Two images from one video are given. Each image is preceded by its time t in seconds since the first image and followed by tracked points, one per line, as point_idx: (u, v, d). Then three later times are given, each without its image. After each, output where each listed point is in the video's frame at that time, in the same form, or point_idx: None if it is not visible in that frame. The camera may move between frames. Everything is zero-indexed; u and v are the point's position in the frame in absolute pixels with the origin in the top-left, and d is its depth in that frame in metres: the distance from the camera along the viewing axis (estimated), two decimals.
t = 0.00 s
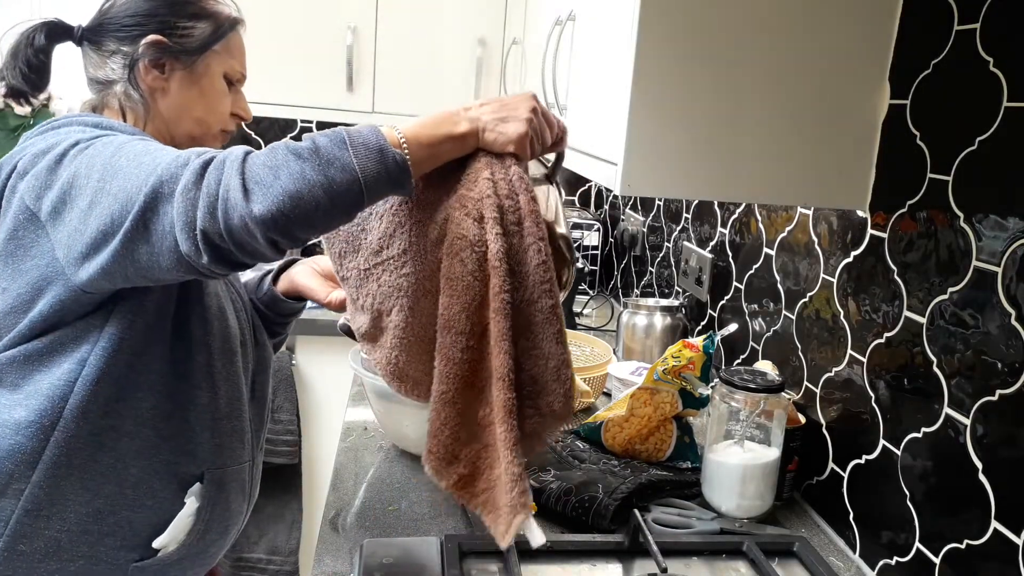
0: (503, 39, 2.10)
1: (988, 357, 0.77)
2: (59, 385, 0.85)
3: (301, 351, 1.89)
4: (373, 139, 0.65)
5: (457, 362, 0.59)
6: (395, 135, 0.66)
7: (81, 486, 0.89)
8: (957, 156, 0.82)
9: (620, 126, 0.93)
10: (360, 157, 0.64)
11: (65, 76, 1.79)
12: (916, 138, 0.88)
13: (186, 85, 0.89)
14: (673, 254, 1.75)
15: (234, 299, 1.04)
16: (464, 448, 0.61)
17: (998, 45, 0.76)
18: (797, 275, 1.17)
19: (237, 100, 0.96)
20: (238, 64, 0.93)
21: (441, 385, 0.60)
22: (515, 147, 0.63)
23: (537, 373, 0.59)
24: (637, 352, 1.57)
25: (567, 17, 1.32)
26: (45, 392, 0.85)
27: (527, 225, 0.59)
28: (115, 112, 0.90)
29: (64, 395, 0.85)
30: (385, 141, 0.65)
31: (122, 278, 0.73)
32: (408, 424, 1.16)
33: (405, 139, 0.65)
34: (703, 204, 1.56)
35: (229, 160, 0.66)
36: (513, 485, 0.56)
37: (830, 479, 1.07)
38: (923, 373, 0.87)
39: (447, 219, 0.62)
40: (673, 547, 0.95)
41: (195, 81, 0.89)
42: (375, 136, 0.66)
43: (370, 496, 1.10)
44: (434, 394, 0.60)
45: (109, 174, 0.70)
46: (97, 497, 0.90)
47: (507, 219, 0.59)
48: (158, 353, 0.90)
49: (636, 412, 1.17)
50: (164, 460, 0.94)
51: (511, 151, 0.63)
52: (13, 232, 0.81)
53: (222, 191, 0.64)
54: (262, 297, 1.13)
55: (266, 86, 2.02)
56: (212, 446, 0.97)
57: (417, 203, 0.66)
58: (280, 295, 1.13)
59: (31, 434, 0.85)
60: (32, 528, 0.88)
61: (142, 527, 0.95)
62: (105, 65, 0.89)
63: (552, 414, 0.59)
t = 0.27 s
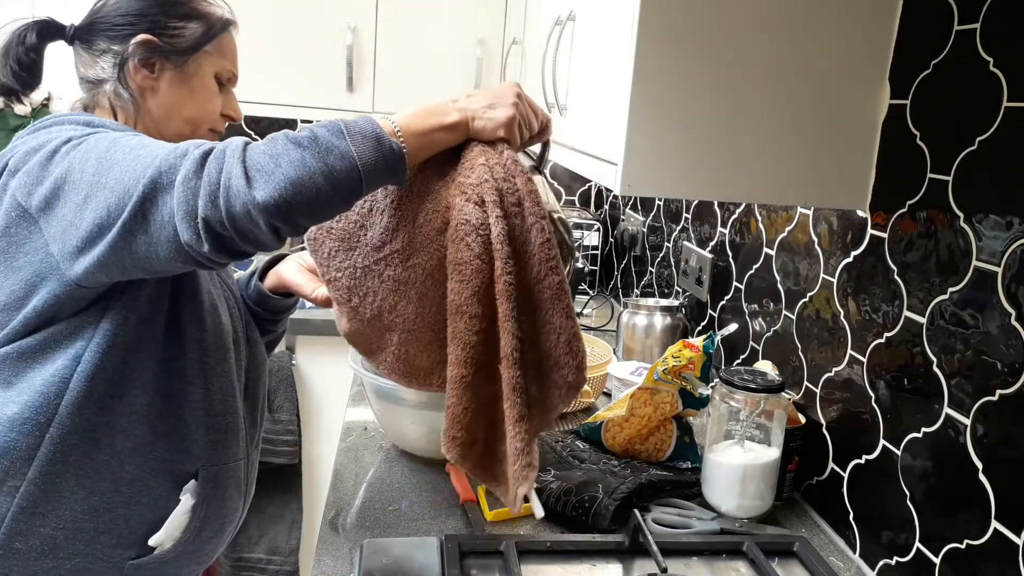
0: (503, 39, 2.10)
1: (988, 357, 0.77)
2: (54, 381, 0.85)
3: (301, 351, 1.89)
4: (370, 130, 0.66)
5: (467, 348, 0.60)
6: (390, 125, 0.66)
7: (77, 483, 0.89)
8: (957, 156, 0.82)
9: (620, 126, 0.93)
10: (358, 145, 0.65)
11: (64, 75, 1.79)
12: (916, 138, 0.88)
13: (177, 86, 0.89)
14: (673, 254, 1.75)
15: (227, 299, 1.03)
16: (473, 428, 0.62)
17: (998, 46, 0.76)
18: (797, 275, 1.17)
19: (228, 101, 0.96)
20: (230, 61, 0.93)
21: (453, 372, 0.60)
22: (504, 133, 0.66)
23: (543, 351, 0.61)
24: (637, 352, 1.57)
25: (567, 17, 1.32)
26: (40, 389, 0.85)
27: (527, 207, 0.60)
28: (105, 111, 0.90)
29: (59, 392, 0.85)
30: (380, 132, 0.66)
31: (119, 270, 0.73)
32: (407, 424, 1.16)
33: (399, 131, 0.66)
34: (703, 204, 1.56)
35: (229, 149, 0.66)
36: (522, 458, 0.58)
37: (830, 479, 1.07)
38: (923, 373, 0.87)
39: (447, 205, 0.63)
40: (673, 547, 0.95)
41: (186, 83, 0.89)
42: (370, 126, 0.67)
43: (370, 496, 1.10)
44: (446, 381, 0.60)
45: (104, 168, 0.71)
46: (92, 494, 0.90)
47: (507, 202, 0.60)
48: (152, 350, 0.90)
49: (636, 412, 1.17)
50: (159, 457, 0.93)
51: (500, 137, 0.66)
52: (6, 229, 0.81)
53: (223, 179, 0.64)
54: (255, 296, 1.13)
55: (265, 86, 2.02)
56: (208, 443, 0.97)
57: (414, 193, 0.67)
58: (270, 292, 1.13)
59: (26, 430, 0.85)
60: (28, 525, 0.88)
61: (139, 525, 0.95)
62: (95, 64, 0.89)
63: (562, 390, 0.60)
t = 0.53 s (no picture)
0: (503, 39, 2.10)
1: (988, 357, 0.77)
2: (48, 379, 0.85)
3: (301, 351, 1.89)
4: (364, 128, 0.66)
5: (462, 345, 0.60)
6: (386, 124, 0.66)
7: (73, 481, 0.89)
8: (957, 156, 0.82)
9: (620, 126, 0.93)
10: (352, 144, 0.65)
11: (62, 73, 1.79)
12: (916, 138, 0.88)
13: (168, 85, 0.89)
14: (673, 254, 1.75)
15: (222, 299, 1.03)
16: (468, 423, 0.63)
17: (998, 46, 0.76)
18: (797, 275, 1.17)
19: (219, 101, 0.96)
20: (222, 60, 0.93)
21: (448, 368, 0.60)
22: (498, 129, 0.66)
23: (536, 346, 0.61)
24: (637, 352, 1.57)
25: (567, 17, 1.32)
26: (34, 387, 0.85)
27: (522, 205, 0.60)
28: (97, 111, 0.90)
29: (54, 390, 0.85)
30: (375, 130, 0.66)
31: (113, 269, 0.73)
32: (407, 424, 1.16)
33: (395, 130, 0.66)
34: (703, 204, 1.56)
35: (223, 148, 0.67)
36: (508, 449, 0.59)
37: (830, 479, 1.07)
38: (923, 373, 0.87)
39: (442, 202, 0.63)
40: (673, 546, 0.95)
41: (177, 82, 0.89)
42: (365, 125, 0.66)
43: (370, 496, 1.10)
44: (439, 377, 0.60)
45: (97, 168, 0.70)
46: (88, 492, 0.90)
47: (503, 199, 0.60)
48: (147, 348, 0.90)
49: (636, 412, 1.17)
50: (154, 455, 0.93)
51: (493, 134, 0.66)
52: None
53: (218, 178, 0.65)
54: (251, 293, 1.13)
55: (264, 86, 2.02)
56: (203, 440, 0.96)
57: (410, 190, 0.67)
58: (265, 288, 1.13)
59: (22, 428, 0.85)
60: (24, 523, 0.88)
61: (136, 523, 0.95)
62: (86, 63, 0.89)
63: (553, 383, 0.61)
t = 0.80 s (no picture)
0: (503, 39, 2.10)
1: (988, 357, 0.77)
2: (42, 378, 0.85)
3: (301, 351, 1.89)
4: (357, 129, 0.66)
5: (464, 345, 0.60)
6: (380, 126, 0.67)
7: (69, 481, 0.89)
8: (957, 156, 0.82)
9: (620, 126, 0.93)
10: (347, 144, 0.65)
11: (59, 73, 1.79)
12: (916, 138, 0.88)
13: (165, 85, 0.89)
14: (672, 254, 1.75)
15: (218, 300, 1.03)
16: (479, 424, 0.63)
17: (998, 46, 0.76)
18: (797, 275, 1.17)
19: (215, 101, 0.96)
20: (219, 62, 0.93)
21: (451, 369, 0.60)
22: (494, 124, 0.67)
23: (542, 342, 0.61)
24: (637, 352, 1.57)
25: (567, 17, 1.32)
26: (28, 386, 0.85)
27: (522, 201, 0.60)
28: (92, 110, 0.90)
29: (48, 389, 0.85)
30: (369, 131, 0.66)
31: (108, 268, 0.73)
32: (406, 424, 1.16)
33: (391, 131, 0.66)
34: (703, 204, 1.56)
35: (218, 149, 0.67)
36: (527, 447, 0.60)
37: (830, 479, 1.07)
38: (923, 373, 0.87)
39: (442, 203, 0.64)
40: (673, 546, 0.95)
41: (174, 82, 0.89)
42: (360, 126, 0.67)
43: (370, 496, 1.10)
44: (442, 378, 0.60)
45: (92, 168, 0.70)
46: (83, 491, 0.90)
47: (502, 197, 0.60)
48: (143, 348, 0.90)
49: (636, 412, 1.17)
50: (149, 454, 0.93)
51: (488, 128, 0.66)
52: None
53: (213, 179, 0.65)
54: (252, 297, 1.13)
55: (264, 85, 2.02)
56: (199, 440, 0.96)
57: (408, 190, 0.67)
58: (263, 291, 1.13)
59: (16, 428, 0.85)
60: (19, 522, 0.88)
61: (133, 522, 0.95)
62: (82, 63, 0.89)
63: (563, 378, 0.61)
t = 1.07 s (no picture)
0: (503, 39, 2.10)
1: (988, 357, 0.77)
2: (37, 379, 0.85)
3: (301, 352, 1.90)
4: (351, 129, 0.67)
5: (463, 340, 0.60)
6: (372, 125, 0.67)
7: (65, 481, 0.89)
8: (957, 156, 0.82)
9: (620, 126, 0.93)
10: (341, 146, 0.65)
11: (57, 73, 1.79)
12: (916, 138, 0.88)
13: (158, 84, 0.89)
14: (672, 254, 1.75)
15: (212, 296, 1.02)
16: (480, 419, 0.63)
17: (998, 46, 0.76)
18: (797, 275, 1.17)
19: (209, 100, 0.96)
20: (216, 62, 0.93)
21: (453, 366, 0.60)
22: (486, 116, 0.67)
23: (541, 335, 0.62)
24: (637, 352, 1.57)
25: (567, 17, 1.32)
26: (23, 386, 0.85)
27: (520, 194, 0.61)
28: (87, 109, 0.90)
29: (43, 389, 0.85)
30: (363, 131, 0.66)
31: (103, 270, 0.73)
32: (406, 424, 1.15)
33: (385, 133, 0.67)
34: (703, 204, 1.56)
35: (213, 151, 0.67)
36: (527, 441, 0.60)
37: (830, 479, 1.07)
38: (923, 373, 0.87)
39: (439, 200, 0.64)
40: (673, 546, 0.95)
41: (167, 81, 0.89)
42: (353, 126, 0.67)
43: (370, 496, 1.10)
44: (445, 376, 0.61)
45: (87, 170, 0.70)
46: (79, 492, 0.90)
47: (499, 191, 0.61)
48: (138, 348, 0.90)
49: (636, 412, 1.17)
50: (145, 454, 0.93)
51: (481, 123, 0.67)
52: None
53: (208, 181, 0.64)
54: (255, 298, 1.13)
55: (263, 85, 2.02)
56: (195, 440, 0.96)
57: (402, 189, 0.68)
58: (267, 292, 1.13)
59: (12, 428, 0.85)
60: (14, 523, 0.88)
61: (130, 523, 0.95)
62: (77, 64, 0.89)
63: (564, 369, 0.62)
